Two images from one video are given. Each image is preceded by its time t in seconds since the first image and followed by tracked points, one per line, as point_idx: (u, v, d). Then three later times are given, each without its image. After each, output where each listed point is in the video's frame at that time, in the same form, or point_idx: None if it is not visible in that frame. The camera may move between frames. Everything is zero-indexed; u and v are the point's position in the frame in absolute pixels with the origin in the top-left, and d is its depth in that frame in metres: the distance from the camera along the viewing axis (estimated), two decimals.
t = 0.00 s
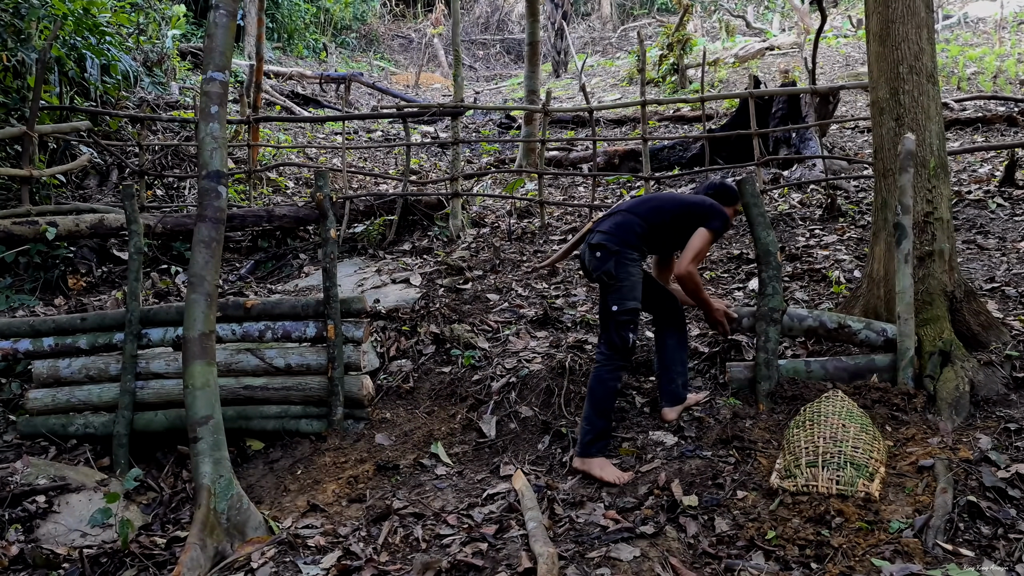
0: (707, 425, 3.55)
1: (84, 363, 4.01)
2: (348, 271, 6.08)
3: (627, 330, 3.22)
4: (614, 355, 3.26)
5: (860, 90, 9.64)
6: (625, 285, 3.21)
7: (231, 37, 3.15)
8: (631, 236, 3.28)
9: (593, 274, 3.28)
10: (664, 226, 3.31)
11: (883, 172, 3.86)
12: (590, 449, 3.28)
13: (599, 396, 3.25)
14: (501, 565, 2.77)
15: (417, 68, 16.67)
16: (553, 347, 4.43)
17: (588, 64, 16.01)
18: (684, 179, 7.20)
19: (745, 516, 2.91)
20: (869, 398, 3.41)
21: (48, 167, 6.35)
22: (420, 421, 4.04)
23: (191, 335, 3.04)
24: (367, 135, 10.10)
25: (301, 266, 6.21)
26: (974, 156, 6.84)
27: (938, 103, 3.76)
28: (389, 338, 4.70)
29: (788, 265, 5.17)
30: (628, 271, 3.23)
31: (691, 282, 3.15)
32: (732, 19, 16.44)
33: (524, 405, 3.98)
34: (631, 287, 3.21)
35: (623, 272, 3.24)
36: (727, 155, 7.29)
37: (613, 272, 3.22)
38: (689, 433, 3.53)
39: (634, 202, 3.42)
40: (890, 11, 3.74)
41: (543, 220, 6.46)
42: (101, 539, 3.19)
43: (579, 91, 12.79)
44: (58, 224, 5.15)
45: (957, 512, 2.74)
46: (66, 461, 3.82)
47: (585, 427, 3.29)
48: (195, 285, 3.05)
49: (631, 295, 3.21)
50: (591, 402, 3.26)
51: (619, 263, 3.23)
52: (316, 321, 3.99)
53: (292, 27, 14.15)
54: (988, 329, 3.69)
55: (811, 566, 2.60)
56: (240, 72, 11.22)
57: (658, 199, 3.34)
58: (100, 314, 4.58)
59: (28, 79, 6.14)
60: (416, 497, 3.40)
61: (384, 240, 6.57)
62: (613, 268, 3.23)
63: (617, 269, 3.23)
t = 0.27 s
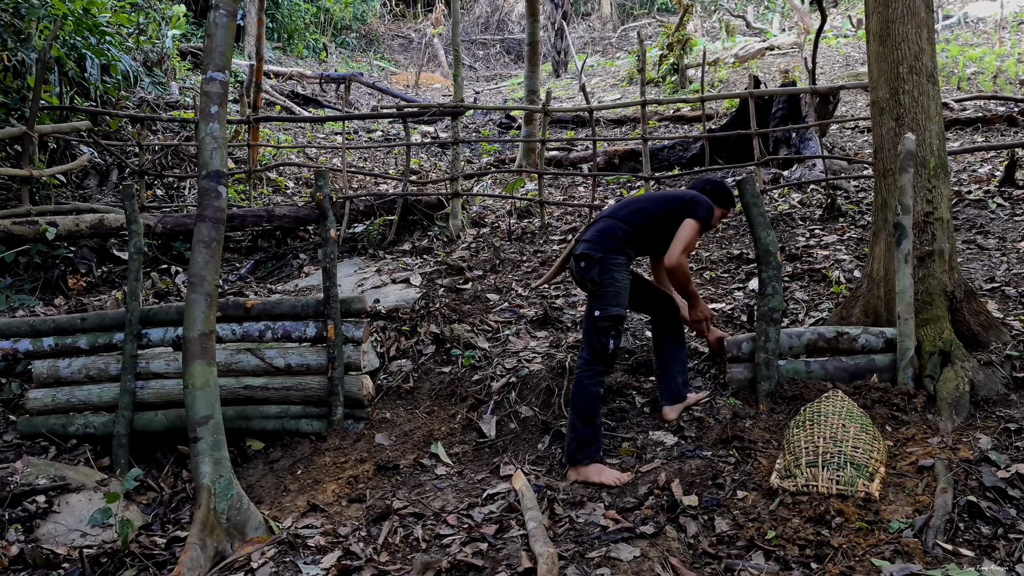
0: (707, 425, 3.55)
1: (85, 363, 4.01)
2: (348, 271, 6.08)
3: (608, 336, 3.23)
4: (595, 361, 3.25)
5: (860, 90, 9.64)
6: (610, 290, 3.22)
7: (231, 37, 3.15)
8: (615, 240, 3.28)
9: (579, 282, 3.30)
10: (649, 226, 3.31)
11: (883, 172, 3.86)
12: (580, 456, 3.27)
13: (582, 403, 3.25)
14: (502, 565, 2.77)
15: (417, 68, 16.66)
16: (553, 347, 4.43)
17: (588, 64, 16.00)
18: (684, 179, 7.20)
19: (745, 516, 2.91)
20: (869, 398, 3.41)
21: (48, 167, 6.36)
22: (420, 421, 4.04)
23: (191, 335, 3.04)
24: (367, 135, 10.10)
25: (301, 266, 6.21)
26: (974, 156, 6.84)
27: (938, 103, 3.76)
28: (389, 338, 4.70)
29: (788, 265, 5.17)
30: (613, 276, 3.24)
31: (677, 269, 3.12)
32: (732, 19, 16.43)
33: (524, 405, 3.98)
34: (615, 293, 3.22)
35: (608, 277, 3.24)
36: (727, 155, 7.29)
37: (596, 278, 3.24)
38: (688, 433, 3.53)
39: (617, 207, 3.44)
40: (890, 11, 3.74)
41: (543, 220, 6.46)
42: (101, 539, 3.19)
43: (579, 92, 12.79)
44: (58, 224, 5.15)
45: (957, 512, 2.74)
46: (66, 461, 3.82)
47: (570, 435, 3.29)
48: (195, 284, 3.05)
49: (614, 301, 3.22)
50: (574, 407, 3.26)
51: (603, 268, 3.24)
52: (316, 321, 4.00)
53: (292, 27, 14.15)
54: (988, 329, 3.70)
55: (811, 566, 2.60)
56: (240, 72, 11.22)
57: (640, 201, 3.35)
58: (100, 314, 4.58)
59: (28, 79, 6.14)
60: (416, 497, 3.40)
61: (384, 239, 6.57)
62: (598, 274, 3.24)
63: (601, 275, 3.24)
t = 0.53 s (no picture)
0: (707, 425, 3.55)
1: (85, 363, 4.01)
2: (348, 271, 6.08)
3: (619, 339, 3.17)
4: (610, 368, 3.21)
5: (860, 90, 9.64)
6: (612, 293, 3.19)
7: (231, 37, 3.15)
8: (604, 242, 3.27)
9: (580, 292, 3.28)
10: (634, 219, 3.29)
11: (883, 172, 3.86)
12: (582, 461, 3.25)
13: (594, 410, 3.21)
14: (501, 565, 2.77)
15: (417, 68, 16.67)
16: (553, 347, 4.43)
17: (588, 64, 16.00)
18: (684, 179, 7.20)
19: (745, 516, 2.91)
20: (869, 398, 3.42)
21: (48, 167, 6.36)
22: (420, 421, 4.04)
23: (191, 335, 3.03)
24: (367, 135, 10.10)
25: (301, 266, 6.20)
26: (974, 156, 6.84)
27: (938, 103, 3.76)
28: (389, 338, 4.70)
29: (788, 265, 5.17)
30: (611, 279, 3.21)
31: (661, 252, 3.09)
32: (732, 19, 16.43)
33: (524, 405, 3.97)
34: (616, 295, 3.18)
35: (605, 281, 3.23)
36: (727, 155, 7.29)
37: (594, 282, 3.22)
38: (689, 433, 3.53)
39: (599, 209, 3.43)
40: (890, 11, 3.74)
41: (543, 220, 6.46)
42: (101, 539, 3.19)
43: (579, 91, 12.79)
44: (58, 224, 5.15)
45: (957, 512, 2.74)
46: (66, 461, 3.82)
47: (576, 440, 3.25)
48: (195, 284, 3.06)
49: (618, 303, 3.18)
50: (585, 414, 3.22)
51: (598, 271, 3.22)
52: (316, 321, 4.00)
53: (292, 27, 14.15)
54: (988, 329, 3.70)
55: (811, 566, 2.60)
56: (240, 72, 11.22)
57: (620, 197, 3.35)
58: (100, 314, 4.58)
59: (28, 79, 6.14)
60: (416, 497, 3.40)
61: (384, 240, 6.57)
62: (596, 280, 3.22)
63: (597, 280, 3.22)
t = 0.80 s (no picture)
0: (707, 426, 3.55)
1: (85, 363, 4.01)
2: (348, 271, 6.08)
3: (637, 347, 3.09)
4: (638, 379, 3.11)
5: (860, 90, 9.64)
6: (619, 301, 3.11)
7: (231, 38, 3.15)
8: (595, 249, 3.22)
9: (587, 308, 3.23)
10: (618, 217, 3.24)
11: (883, 172, 3.86)
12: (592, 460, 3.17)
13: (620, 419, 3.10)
14: (501, 565, 2.77)
15: (417, 68, 16.67)
16: (553, 347, 4.43)
17: (587, 64, 16.00)
18: (684, 179, 7.20)
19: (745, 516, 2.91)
20: (870, 398, 3.42)
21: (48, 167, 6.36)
22: (420, 421, 4.04)
23: (191, 335, 3.03)
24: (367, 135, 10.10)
25: (301, 266, 6.20)
26: (974, 156, 6.85)
27: (938, 103, 3.76)
28: (389, 338, 4.70)
29: (788, 265, 5.17)
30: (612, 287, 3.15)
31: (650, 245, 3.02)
32: (732, 19, 16.44)
33: (524, 405, 3.97)
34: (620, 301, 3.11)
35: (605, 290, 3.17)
36: (727, 155, 7.29)
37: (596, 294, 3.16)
38: (689, 433, 3.53)
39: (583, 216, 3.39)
40: (890, 11, 3.74)
41: (543, 220, 6.45)
42: (101, 540, 3.19)
43: (579, 91, 12.80)
44: (58, 224, 5.15)
45: (957, 512, 2.74)
46: (66, 461, 3.82)
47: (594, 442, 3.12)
48: (195, 284, 3.05)
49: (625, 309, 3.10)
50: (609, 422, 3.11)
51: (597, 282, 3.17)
52: (316, 321, 4.00)
53: (292, 27, 14.16)
54: (988, 329, 3.69)
55: (811, 566, 2.61)
56: (240, 72, 11.22)
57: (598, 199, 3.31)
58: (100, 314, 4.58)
59: (28, 79, 6.15)
60: (416, 497, 3.40)
61: (384, 240, 6.58)
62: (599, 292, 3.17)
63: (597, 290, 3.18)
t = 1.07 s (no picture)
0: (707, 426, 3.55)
1: (84, 363, 4.01)
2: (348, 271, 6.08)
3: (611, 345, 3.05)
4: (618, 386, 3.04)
5: (860, 90, 9.64)
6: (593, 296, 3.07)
7: (231, 37, 3.15)
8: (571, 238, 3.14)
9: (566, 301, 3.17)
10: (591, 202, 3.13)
11: (883, 172, 3.86)
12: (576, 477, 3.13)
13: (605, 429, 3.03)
14: (501, 565, 2.77)
15: (417, 68, 16.67)
16: (553, 347, 4.43)
17: (588, 64, 16.00)
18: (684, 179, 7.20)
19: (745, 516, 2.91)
20: (870, 398, 3.42)
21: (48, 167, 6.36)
22: (420, 421, 4.04)
23: (191, 335, 3.03)
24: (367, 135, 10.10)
25: (301, 266, 6.20)
26: (974, 156, 6.85)
27: (938, 103, 3.76)
28: (389, 338, 4.70)
29: (788, 265, 5.17)
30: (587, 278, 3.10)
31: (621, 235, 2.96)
32: (732, 19, 16.43)
33: (524, 405, 3.97)
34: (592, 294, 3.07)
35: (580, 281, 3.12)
36: (727, 155, 7.29)
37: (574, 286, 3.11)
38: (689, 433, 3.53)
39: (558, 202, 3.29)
40: (890, 11, 3.74)
41: (543, 220, 6.45)
42: (101, 540, 3.19)
43: (579, 91, 12.80)
44: (58, 224, 5.14)
45: (957, 512, 2.74)
46: (66, 461, 3.82)
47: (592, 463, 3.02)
48: (195, 284, 3.05)
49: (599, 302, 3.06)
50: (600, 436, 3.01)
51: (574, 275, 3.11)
52: (316, 321, 4.00)
53: (292, 27, 14.15)
54: (988, 329, 3.70)
55: (811, 566, 2.61)
56: (240, 72, 11.22)
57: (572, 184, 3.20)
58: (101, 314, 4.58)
59: (28, 79, 6.15)
60: (416, 497, 3.40)
61: (384, 240, 6.58)
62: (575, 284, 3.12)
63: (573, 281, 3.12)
